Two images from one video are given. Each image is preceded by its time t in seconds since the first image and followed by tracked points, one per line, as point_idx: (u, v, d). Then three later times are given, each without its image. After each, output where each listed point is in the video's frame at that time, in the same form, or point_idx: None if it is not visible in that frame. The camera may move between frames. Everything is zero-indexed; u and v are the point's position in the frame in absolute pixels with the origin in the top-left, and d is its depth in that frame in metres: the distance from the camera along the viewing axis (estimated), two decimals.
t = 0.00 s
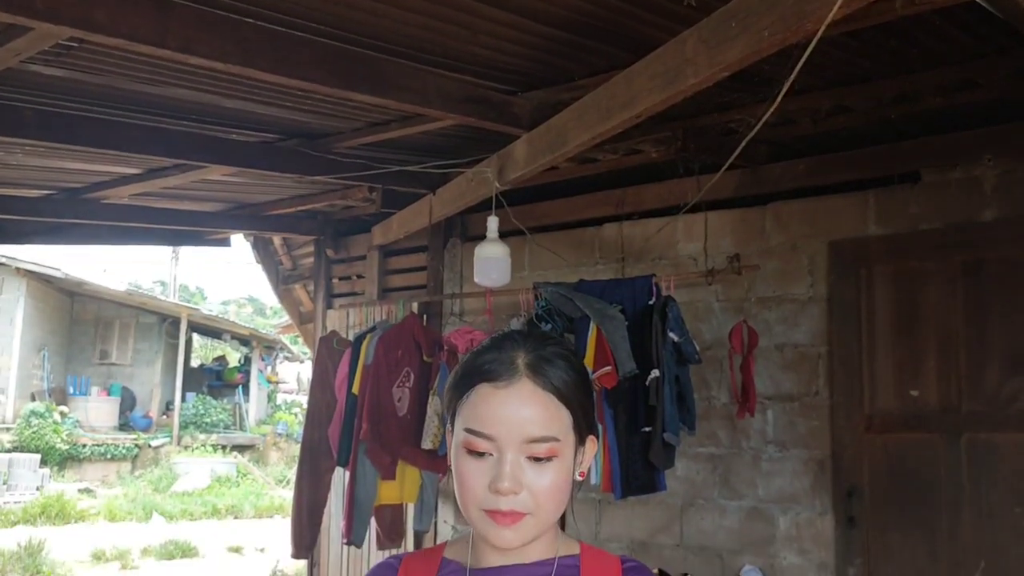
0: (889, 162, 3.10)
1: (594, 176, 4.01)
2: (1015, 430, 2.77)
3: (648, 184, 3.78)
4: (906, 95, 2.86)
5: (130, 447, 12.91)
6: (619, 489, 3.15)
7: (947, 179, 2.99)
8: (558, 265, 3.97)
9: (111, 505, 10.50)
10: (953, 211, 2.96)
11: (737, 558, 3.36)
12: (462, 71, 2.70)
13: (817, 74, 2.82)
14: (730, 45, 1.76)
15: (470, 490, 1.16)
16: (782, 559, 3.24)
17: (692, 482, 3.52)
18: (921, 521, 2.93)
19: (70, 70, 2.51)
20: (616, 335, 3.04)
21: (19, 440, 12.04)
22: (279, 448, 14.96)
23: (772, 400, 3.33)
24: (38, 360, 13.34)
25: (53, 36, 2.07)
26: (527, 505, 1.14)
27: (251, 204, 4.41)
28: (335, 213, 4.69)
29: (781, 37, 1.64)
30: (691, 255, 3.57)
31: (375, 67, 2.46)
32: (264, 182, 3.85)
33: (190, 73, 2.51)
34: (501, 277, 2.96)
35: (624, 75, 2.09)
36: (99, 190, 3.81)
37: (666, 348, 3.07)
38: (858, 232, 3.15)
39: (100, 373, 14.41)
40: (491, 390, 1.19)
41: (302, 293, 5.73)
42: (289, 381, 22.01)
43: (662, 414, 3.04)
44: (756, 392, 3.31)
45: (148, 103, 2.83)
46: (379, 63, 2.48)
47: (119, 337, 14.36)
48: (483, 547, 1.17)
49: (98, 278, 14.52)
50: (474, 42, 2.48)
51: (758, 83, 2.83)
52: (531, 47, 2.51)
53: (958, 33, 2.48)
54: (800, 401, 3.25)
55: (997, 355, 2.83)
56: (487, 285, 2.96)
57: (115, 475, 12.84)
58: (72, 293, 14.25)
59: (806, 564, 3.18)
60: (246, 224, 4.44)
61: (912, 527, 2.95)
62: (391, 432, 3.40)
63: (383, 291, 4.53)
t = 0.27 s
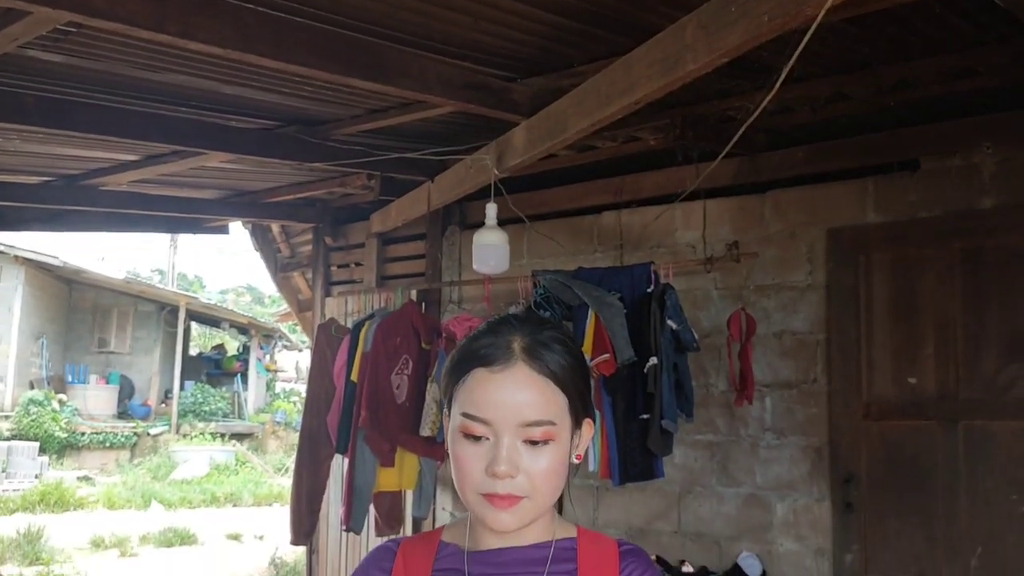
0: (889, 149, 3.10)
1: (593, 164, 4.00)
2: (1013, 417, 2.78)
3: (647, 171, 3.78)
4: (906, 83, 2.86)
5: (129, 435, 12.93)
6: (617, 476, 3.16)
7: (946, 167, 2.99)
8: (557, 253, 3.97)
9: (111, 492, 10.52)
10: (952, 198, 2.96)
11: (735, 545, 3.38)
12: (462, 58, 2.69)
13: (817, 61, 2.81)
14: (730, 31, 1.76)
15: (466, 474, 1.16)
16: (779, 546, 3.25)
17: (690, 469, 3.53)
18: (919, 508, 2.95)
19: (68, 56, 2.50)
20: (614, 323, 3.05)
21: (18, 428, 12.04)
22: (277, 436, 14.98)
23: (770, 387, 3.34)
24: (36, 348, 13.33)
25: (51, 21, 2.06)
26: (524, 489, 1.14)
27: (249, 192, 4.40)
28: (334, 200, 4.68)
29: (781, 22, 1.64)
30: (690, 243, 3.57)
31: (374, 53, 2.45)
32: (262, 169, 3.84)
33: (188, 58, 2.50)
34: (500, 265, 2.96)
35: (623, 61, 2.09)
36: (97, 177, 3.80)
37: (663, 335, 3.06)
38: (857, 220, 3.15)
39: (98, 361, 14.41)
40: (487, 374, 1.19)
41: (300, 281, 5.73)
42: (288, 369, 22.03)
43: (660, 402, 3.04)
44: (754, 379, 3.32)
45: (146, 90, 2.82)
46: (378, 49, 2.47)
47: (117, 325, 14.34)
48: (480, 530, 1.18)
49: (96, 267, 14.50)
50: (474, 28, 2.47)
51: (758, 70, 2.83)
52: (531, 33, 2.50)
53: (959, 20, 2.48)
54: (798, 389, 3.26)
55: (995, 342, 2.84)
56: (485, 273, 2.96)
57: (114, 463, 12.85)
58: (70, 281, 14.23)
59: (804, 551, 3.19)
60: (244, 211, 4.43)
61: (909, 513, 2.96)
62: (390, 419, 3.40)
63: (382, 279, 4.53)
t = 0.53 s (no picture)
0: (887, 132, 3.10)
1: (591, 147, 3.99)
2: (1010, 399, 2.79)
3: (645, 154, 3.77)
4: (906, 65, 2.85)
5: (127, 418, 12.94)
6: (614, 458, 3.17)
7: (945, 150, 2.99)
8: (555, 236, 3.97)
9: (109, 476, 10.53)
10: (950, 181, 2.96)
11: (731, 527, 3.39)
12: (460, 38, 2.68)
13: (816, 43, 2.80)
14: (729, 10, 1.75)
15: (462, 452, 1.16)
16: (775, 528, 3.27)
17: (686, 452, 3.54)
18: (915, 490, 2.96)
19: (63, 35, 2.48)
20: (611, 306, 3.04)
21: (16, 412, 12.04)
22: (275, 420, 15.00)
23: (767, 369, 3.34)
24: (33, 332, 13.31)
25: None
26: (518, 466, 1.15)
27: (246, 174, 4.39)
28: (331, 183, 4.67)
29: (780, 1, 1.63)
30: (688, 226, 3.57)
31: (372, 33, 2.44)
32: (259, 151, 3.83)
33: (184, 38, 2.49)
34: (496, 247, 2.96)
35: (622, 42, 2.08)
36: (93, 159, 3.78)
37: (661, 318, 3.06)
38: (856, 203, 3.15)
39: (96, 345, 14.40)
40: (481, 353, 1.18)
41: (297, 264, 5.72)
42: (286, 354, 22.04)
43: (657, 384, 3.05)
44: (752, 362, 3.32)
45: (142, 69, 2.80)
46: (376, 29, 2.46)
47: (114, 309, 14.33)
48: (477, 506, 1.18)
49: (93, 250, 14.47)
50: (472, 8, 2.46)
51: (757, 52, 2.82)
52: (530, 14, 2.49)
53: (959, 2, 2.47)
54: (794, 371, 3.27)
55: (993, 325, 2.85)
56: (482, 255, 2.96)
57: (112, 447, 12.87)
58: (67, 265, 14.19)
59: (799, 532, 3.21)
60: (242, 194, 4.42)
61: (905, 496, 2.98)
62: (389, 401, 3.42)
63: (379, 262, 4.52)
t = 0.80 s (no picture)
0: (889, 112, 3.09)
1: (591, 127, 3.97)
2: (1009, 379, 2.80)
3: (645, 134, 3.75)
4: (908, 45, 2.84)
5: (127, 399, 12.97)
6: (613, 438, 3.18)
7: (946, 130, 2.98)
8: (555, 217, 3.96)
9: (110, 456, 10.57)
10: (951, 161, 2.96)
11: (730, 506, 3.41)
12: (460, 16, 2.66)
13: (818, 22, 2.79)
14: None
15: (459, 435, 1.12)
16: (773, 507, 3.28)
17: (686, 432, 3.54)
18: (913, 469, 2.97)
19: (61, 12, 2.47)
20: (611, 286, 3.04)
21: (17, 392, 12.07)
22: (275, 401, 15.05)
23: (766, 350, 3.35)
24: (34, 313, 13.33)
25: None
26: (517, 450, 1.10)
27: (245, 154, 4.37)
28: (330, 163, 4.65)
29: None
30: (688, 206, 3.56)
31: (371, 11, 2.43)
32: (258, 130, 3.82)
33: (183, 15, 2.48)
34: (496, 228, 2.95)
35: (623, 19, 2.06)
36: (91, 138, 3.77)
37: (660, 298, 3.04)
38: (856, 183, 3.14)
39: (96, 326, 14.41)
40: (478, 335, 1.12)
41: (297, 245, 5.72)
42: (285, 335, 22.08)
43: (656, 364, 3.05)
44: (751, 343, 3.32)
45: (140, 47, 2.79)
46: (376, 6, 2.44)
47: (114, 290, 14.34)
48: (476, 485, 1.15)
49: (91, 232, 14.46)
50: None
51: (758, 30, 2.80)
52: None
53: None
54: (794, 352, 3.27)
55: (992, 306, 2.85)
56: (481, 235, 2.95)
57: (112, 428, 12.91)
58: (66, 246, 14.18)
59: (798, 512, 3.22)
60: (241, 174, 4.41)
61: (904, 476, 2.99)
62: (388, 381, 3.43)
63: (379, 243, 4.52)
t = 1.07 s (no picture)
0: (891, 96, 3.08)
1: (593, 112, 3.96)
2: (1010, 364, 2.81)
3: (647, 118, 3.74)
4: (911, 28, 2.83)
5: (128, 384, 13.00)
6: (614, 422, 3.18)
7: (948, 114, 2.97)
8: (556, 201, 3.95)
9: (111, 440, 10.60)
10: (953, 146, 2.96)
11: (730, 491, 3.42)
12: None
13: (820, 5, 2.77)
14: None
15: (462, 416, 1.10)
16: (773, 491, 3.29)
17: (686, 417, 3.55)
18: (913, 453, 2.98)
19: None
20: (612, 271, 3.04)
21: (18, 377, 12.08)
22: (276, 387, 15.09)
23: (767, 335, 3.35)
24: (34, 299, 13.32)
25: None
26: (520, 431, 1.09)
27: (246, 138, 4.36)
28: (331, 147, 4.65)
29: None
30: (689, 191, 3.56)
31: None
32: (258, 114, 3.81)
33: None
34: (497, 212, 2.95)
35: (625, 1, 2.05)
36: (92, 122, 3.76)
37: (661, 283, 3.06)
38: (858, 167, 3.14)
39: (96, 311, 14.41)
40: (481, 318, 1.10)
41: (297, 230, 5.71)
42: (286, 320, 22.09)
43: (657, 349, 3.06)
44: (752, 327, 3.32)
45: (141, 30, 2.78)
46: None
47: (115, 276, 14.34)
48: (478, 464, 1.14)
49: (92, 217, 14.44)
50: None
51: (761, 14, 2.79)
52: None
53: None
54: (794, 336, 3.27)
55: (994, 290, 2.86)
56: (482, 218, 2.95)
57: (113, 413, 12.94)
58: (67, 231, 14.17)
59: (798, 496, 3.23)
60: (241, 158, 4.40)
61: (904, 460, 3.00)
62: (389, 365, 3.44)
63: (379, 227, 4.51)
